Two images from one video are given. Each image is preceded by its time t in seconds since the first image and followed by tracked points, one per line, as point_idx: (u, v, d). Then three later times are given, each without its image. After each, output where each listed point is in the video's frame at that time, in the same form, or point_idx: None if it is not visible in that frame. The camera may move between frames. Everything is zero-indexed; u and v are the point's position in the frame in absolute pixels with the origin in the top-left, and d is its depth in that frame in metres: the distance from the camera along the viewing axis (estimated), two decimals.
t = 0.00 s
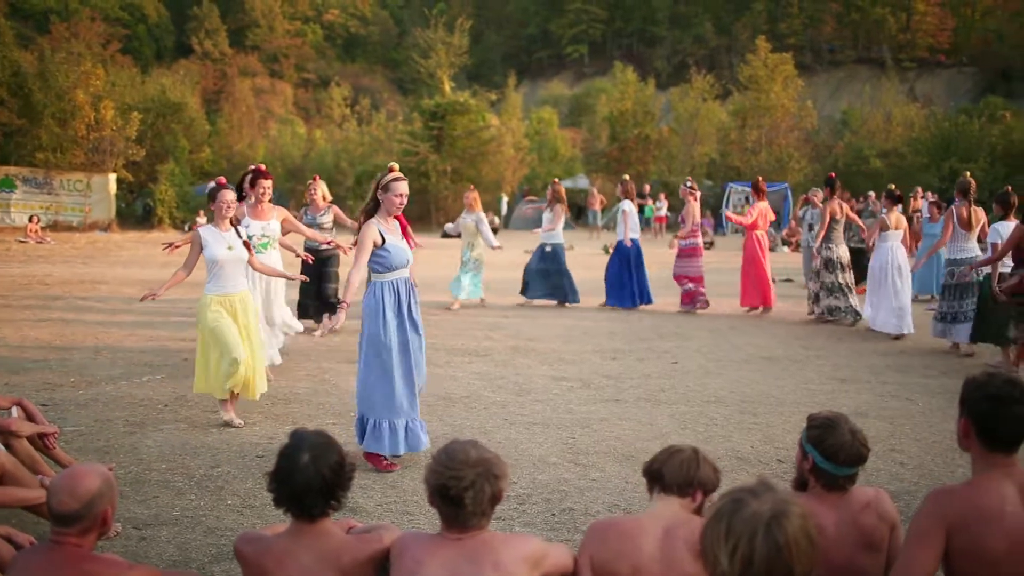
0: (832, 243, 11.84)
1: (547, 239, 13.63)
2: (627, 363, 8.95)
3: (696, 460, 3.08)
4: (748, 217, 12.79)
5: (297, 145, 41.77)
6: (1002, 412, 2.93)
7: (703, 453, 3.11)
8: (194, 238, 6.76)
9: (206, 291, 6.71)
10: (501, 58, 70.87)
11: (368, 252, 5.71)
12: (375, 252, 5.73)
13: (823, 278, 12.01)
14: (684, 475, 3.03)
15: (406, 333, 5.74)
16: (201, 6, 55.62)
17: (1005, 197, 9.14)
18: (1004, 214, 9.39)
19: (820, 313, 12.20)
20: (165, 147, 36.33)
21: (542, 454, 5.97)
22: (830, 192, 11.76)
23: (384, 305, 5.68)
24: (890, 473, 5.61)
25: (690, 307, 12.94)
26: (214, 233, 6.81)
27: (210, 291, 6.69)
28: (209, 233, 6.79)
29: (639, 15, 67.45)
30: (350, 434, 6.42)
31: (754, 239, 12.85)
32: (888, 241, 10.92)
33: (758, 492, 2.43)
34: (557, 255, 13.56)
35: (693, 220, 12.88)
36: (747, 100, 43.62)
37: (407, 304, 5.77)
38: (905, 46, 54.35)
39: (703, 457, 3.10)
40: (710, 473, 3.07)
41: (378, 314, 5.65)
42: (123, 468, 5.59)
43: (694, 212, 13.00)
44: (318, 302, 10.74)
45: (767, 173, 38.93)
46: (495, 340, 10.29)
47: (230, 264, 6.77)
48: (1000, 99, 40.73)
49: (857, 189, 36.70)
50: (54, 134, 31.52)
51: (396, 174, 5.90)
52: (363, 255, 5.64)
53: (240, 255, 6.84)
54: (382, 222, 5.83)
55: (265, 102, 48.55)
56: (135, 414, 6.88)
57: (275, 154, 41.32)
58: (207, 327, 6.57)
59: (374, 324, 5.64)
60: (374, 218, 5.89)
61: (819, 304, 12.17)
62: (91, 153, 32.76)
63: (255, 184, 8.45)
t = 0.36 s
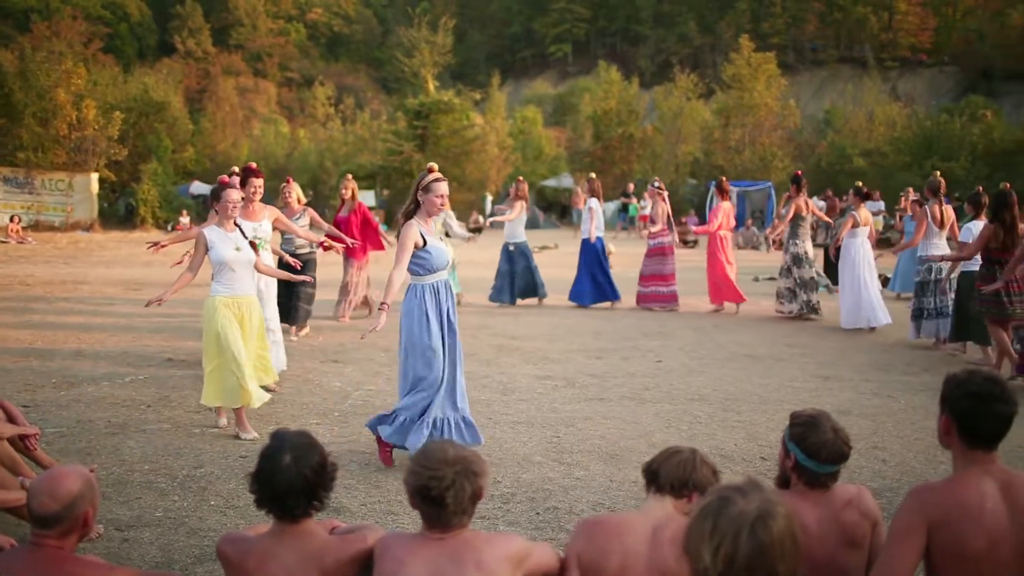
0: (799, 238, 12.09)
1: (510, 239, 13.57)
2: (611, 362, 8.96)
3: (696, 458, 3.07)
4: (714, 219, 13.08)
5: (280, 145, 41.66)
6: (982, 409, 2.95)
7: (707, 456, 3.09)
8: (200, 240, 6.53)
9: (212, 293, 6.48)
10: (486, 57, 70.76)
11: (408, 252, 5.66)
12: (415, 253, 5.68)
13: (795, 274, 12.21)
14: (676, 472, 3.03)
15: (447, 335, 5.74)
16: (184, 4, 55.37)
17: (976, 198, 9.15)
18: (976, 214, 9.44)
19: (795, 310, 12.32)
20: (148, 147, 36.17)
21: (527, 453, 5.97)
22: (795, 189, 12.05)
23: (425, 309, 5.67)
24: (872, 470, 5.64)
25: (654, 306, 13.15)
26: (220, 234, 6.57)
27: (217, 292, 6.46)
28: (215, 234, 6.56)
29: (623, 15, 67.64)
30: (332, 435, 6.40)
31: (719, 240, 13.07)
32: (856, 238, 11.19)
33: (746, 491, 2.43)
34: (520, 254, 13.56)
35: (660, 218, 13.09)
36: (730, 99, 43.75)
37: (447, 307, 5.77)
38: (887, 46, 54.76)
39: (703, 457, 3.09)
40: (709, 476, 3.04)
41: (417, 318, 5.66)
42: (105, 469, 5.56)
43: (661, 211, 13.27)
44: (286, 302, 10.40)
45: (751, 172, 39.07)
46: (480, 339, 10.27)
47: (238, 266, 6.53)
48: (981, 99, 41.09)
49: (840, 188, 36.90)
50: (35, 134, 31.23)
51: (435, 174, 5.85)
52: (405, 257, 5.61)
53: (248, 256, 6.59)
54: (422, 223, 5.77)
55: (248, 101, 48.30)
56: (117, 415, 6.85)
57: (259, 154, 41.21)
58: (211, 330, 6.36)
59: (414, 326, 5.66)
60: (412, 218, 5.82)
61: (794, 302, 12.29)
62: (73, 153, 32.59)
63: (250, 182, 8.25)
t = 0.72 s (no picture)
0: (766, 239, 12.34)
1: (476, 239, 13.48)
2: (595, 363, 8.97)
3: (651, 440, 3.13)
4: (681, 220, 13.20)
5: (264, 147, 41.66)
6: (961, 409, 2.98)
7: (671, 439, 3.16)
8: (210, 242, 6.38)
9: (223, 298, 6.32)
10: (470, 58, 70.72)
11: (454, 255, 5.57)
12: (460, 256, 5.59)
13: (768, 275, 12.46)
14: (651, 471, 3.04)
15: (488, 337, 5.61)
16: (166, 5, 55.18)
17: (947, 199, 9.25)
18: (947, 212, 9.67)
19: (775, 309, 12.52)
20: (131, 148, 36.02)
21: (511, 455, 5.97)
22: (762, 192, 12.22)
23: (470, 312, 5.57)
24: (855, 470, 5.66)
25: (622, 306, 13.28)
26: (231, 236, 6.41)
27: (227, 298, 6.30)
28: (227, 237, 6.40)
29: (606, 17, 67.75)
30: (315, 437, 6.39)
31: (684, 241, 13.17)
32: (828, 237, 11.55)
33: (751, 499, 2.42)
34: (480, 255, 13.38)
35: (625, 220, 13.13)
36: (714, 100, 43.98)
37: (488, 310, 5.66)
38: (870, 48, 55.16)
39: (684, 456, 3.12)
40: (677, 466, 3.09)
41: (462, 321, 5.54)
42: (87, 472, 5.52)
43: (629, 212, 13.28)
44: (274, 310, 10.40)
45: (735, 174, 39.24)
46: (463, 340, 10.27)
47: (251, 270, 6.39)
48: (961, 100, 41.55)
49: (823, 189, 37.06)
50: (15, 135, 31.04)
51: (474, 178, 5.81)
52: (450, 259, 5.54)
53: (260, 261, 6.44)
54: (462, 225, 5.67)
55: (232, 102, 48.17)
56: (99, 417, 6.80)
57: (242, 156, 41.14)
58: (217, 335, 6.21)
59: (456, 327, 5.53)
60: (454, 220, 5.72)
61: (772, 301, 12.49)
62: (54, 154, 32.42)
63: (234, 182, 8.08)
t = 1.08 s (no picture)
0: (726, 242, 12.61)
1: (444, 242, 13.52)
2: (575, 365, 8.99)
3: (614, 445, 3.13)
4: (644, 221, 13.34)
5: (243, 149, 41.59)
6: (938, 409, 3.00)
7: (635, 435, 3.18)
8: (226, 241, 6.34)
9: (240, 299, 6.34)
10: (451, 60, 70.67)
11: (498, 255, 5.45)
12: (502, 256, 5.49)
13: (721, 277, 12.61)
14: (617, 476, 3.05)
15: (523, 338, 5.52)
16: (144, 6, 54.85)
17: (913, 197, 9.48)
18: (914, 211, 10.02)
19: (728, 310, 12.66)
20: (109, 150, 35.80)
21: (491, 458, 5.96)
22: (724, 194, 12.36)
23: (508, 313, 5.47)
24: (832, 471, 5.70)
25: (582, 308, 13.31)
26: (246, 235, 6.40)
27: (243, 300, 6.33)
28: (243, 235, 6.38)
29: (586, 20, 67.92)
30: (295, 441, 6.38)
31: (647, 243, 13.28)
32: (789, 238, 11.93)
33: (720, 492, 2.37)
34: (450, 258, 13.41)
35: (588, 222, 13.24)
36: (694, 103, 44.19)
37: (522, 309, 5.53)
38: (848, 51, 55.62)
39: (647, 456, 3.12)
40: (640, 466, 3.08)
41: (503, 321, 5.44)
42: (64, 477, 5.49)
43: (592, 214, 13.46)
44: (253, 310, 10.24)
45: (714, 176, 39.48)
46: (444, 343, 10.26)
47: (268, 270, 6.37)
48: (939, 103, 41.92)
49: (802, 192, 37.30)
50: None
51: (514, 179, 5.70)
52: (495, 259, 5.42)
53: (277, 261, 6.42)
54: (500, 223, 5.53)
55: (211, 104, 47.99)
56: (76, 421, 6.75)
57: (221, 158, 41.00)
58: (247, 340, 6.26)
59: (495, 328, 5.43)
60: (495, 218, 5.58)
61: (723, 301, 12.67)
62: (31, 157, 32.16)
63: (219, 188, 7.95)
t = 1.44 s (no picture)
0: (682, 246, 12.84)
1: (393, 246, 13.32)
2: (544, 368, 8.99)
3: (588, 453, 2.99)
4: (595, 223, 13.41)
5: (211, 153, 41.41)
6: (903, 411, 3.03)
7: (612, 444, 3.05)
8: (238, 250, 5.90)
9: (253, 309, 5.89)
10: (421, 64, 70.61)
11: (523, 258, 5.61)
12: (528, 260, 5.63)
13: (672, 278, 12.82)
14: (583, 482, 2.94)
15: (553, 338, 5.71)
16: (110, 10, 54.36)
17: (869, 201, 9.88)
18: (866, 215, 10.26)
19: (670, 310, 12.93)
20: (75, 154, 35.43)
21: (460, 462, 5.96)
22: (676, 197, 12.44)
23: (536, 314, 5.65)
24: (800, 472, 5.74)
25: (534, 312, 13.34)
26: (257, 243, 5.96)
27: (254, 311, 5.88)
28: (254, 244, 5.94)
29: (557, 24, 68.11)
30: (264, 447, 6.34)
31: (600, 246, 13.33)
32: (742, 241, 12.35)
33: (679, 493, 2.32)
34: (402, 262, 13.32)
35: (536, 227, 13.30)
36: (663, 107, 44.51)
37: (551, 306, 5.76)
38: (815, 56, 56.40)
39: (619, 465, 3.00)
40: (608, 474, 2.96)
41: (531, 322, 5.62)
42: (28, 486, 5.43)
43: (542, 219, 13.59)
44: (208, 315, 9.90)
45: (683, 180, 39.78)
46: (413, 347, 10.25)
47: (281, 280, 5.96)
48: (905, 107, 42.44)
49: (770, 194, 37.69)
50: None
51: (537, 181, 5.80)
52: (519, 265, 5.57)
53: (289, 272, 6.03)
54: (527, 228, 5.64)
55: (179, 108, 47.67)
56: (40, 430, 6.66)
57: (189, 162, 40.76)
58: (264, 355, 5.79)
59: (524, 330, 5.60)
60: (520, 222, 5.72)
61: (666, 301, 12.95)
62: None
63: (191, 193, 7.90)
